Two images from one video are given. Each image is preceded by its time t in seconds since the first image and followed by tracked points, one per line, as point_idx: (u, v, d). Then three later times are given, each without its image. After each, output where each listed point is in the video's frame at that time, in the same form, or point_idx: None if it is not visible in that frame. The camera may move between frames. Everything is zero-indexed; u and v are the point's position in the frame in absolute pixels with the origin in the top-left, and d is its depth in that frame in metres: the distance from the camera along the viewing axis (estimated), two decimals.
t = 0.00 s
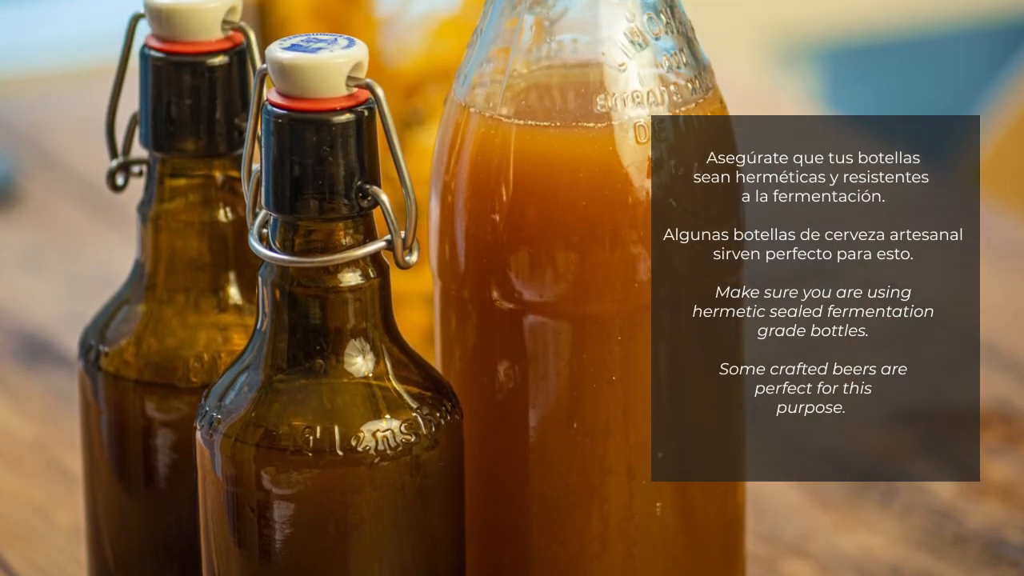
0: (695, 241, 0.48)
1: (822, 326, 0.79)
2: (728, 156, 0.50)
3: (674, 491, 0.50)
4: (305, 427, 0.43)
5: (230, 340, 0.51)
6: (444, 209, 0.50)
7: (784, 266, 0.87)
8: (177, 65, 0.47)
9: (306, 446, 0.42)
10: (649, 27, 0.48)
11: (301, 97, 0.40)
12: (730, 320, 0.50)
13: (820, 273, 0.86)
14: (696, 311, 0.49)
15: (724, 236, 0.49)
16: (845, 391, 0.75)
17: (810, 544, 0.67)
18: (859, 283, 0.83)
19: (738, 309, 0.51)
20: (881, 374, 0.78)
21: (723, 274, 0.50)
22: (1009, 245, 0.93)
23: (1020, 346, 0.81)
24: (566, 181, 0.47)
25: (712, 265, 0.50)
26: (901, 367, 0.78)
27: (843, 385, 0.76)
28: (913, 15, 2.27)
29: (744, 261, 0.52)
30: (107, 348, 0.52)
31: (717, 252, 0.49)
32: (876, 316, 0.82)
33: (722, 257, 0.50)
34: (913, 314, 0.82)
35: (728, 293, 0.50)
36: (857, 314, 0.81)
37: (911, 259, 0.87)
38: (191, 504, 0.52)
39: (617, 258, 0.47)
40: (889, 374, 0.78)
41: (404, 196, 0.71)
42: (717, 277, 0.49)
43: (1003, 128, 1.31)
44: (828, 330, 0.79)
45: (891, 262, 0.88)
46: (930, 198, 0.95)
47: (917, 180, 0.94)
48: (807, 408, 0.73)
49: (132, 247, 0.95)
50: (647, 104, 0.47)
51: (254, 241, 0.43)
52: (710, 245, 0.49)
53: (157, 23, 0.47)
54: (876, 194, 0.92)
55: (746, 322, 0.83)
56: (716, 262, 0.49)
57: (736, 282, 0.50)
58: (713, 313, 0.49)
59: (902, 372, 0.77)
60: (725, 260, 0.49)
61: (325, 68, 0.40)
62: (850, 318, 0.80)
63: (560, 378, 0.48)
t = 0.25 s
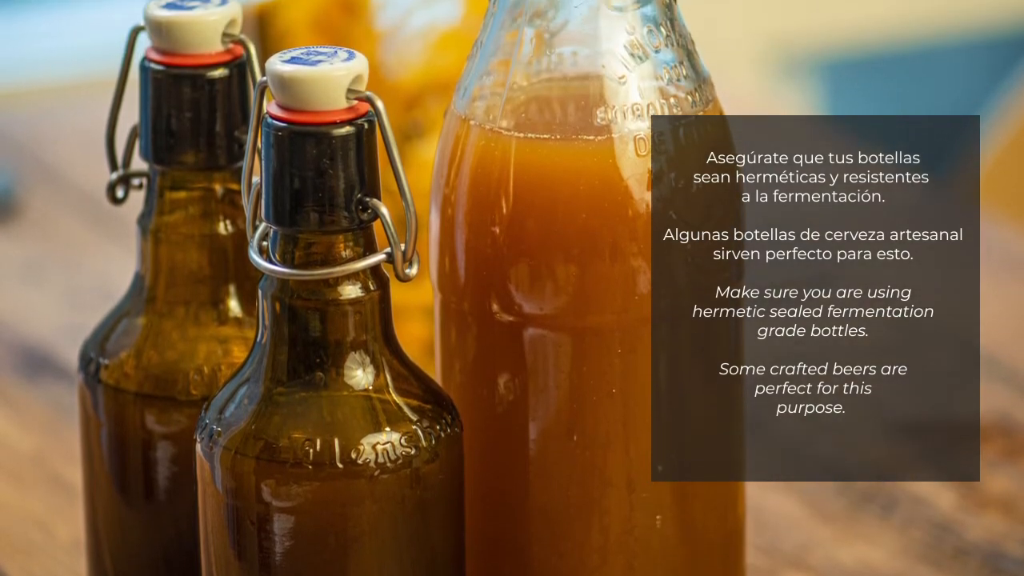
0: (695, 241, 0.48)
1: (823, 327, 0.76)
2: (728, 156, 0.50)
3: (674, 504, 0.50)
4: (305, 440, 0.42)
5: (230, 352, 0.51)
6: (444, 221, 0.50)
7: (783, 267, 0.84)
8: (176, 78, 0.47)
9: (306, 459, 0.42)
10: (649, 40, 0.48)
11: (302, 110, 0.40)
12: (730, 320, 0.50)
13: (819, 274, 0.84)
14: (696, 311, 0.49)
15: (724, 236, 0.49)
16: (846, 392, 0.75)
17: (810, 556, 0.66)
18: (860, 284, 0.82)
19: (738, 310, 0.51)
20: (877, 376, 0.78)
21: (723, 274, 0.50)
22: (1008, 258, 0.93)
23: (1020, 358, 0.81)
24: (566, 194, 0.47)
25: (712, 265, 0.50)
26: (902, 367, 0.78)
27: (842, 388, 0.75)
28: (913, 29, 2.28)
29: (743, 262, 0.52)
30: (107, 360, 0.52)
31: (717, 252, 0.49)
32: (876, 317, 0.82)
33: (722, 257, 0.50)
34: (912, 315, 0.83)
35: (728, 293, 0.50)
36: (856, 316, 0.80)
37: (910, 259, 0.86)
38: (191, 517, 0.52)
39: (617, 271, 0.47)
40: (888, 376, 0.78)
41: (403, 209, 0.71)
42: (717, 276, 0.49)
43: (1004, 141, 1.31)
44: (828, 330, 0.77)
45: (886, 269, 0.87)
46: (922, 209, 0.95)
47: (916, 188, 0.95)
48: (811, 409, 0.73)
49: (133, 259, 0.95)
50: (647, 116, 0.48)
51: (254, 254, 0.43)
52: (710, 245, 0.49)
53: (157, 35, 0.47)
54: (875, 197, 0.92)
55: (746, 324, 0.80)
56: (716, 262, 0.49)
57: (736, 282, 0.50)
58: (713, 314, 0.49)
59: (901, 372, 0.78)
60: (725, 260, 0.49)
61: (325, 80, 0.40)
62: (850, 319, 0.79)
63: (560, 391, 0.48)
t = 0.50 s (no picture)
0: (694, 240, 0.48)
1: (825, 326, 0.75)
2: (727, 156, 0.50)
3: (673, 516, 0.50)
4: (305, 452, 0.42)
5: (230, 365, 0.51)
6: (444, 234, 0.50)
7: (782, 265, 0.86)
8: (177, 91, 0.47)
9: (306, 472, 0.42)
10: (649, 52, 0.48)
11: (302, 122, 0.40)
12: (730, 320, 0.50)
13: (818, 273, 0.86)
14: (696, 311, 0.48)
15: (724, 236, 0.49)
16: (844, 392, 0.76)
17: (810, 569, 0.66)
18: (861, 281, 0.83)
19: (738, 309, 0.50)
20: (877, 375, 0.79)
21: (722, 274, 0.50)
22: (1008, 271, 0.93)
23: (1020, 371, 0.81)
24: (566, 206, 0.47)
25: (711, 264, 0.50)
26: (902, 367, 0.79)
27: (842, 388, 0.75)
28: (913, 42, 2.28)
29: (743, 263, 0.52)
30: (107, 373, 0.52)
31: (717, 252, 0.49)
32: (876, 317, 0.82)
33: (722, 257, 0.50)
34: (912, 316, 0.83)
35: (728, 293, 0.50)
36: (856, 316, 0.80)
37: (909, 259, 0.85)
38: (191, 529, 0.52)
39: (617, 283, 0.47)
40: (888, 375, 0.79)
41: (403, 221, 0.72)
42: (716, 276, 0.49)
43: (1004, 155, 1.31)
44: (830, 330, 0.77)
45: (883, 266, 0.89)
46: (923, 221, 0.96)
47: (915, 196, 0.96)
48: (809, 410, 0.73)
49: (132, 272, 0.95)
50: (647, 129, 0.48)
51: (254, 266, 0.43)
52: (709, 246, 0.49)
53: (157, 48, 0.47)
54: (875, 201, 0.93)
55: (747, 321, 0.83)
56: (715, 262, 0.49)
57: (736, 282, 0.50)
58: (714, 313, 0.49)
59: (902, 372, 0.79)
60: (725, 260, 0.49)
61: (325, 93, 0.40)
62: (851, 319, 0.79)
63: (560, 404, 0.48)
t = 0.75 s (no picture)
0: (694, 240, 0.48)
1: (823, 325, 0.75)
2: (726, 156, 0.50)
3: (674, 529, 0.50)
4: (305, 465, 0.42)
5: (230, 378, 0.51)
6: (444, 246, 0.50)
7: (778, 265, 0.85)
8: (177, 103, 0.47)
9: (306, 484, 0.42)
10: (649, 65, 0.49)
11: (301, 135, 0.40)
12: (730, 320, 0.50)
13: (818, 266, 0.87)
14: (696, 311, 0.48)
15: (724, 236, 0.49)
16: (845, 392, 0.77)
17: None
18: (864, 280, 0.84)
19: (738, 309, 0.50)
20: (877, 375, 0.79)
21: (722, 274, 0.50)
22: (1008, 283, 0.93)
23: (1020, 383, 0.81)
24: (566, 218, 0.47)
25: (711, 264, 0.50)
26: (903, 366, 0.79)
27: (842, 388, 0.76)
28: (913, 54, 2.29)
29: (743, 263, 0.52)
30: (107, 386, 0.51)
31: (717, 252, 0.49)
32: (876, 317, 0.82)
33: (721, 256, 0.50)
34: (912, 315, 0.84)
35: (728, 293, 0.50)
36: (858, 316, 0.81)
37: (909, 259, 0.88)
38: (191, 542, 0.52)
39: (617, 296, 0.47)
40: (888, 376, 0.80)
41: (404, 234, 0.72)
42: (716, 276, 0.49)
43: (1004, 168, 1.31)
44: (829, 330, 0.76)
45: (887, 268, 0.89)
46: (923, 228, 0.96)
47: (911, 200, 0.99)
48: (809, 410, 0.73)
49: (132, 284, 0.95)
50: (647, 142, 0.48)
51: (254, 279, 0.43)
52: (710, 246, 0.49)
53: (157, 61, 0.47)
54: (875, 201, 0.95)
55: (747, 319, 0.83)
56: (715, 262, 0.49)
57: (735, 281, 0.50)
58: (714, 314, 0.49)
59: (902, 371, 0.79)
60: (725, 259, 0.50)
61: (325, 106, 0.40)
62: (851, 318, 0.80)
63: (560, 417, 0.48)
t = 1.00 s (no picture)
0: (695, 240, 0.48)
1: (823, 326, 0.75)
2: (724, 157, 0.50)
3: (673, 542, 0.49)
4: (305, 477, 0.42)
5: (230, 391, 0.51)
6: (444, 259, 0.50)
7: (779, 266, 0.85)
8: (177, 116, 0.47)
9: (306, 497, 0.42)
10: (649, 78, 0.49)
11: (302, 148, 0.41)
12: (731, 320, 0.50)
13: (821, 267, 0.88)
14: (696, 311, 0.48)
15: (724, 236, 0.49)
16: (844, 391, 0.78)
17: None
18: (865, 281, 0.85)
19: (739, 310, 0.50)
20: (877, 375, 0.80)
21: (721, 274, 0.50)
22: (1008, 296, 0.93)
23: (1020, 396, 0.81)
24: (566, 231, 0.47)
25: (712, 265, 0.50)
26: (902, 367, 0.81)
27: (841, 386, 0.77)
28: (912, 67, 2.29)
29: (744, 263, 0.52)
30: (107, 399, 0.51)
31: (717, 252, 0.49)
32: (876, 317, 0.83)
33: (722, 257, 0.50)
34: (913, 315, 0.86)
35: (728, 293, 0.50)
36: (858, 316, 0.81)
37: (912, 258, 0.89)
38: (191, 554, 0.52)
39: (617, 309, 0.47)
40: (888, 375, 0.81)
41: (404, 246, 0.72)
42: (716, 276, 0.49)
43: (1003, 180, 1.32)
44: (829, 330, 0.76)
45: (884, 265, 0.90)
46: (923, 237, 0.97)
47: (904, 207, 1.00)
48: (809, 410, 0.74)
49: (133, 297, 0.95)
50: (647, 154, 0.48)
51: (254, 292, 0.43)
52: (709, 246, 0.49)
53: (157, 73, 0.48)
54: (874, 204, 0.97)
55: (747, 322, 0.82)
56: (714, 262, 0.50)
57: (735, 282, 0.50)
58: (714, 314, 0.49)
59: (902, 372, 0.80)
60: (725, 260, 0.50)
61: (325, 119, 0.40)
62: (850, 319, 0.80)
63: (560, 430, 0.47)
